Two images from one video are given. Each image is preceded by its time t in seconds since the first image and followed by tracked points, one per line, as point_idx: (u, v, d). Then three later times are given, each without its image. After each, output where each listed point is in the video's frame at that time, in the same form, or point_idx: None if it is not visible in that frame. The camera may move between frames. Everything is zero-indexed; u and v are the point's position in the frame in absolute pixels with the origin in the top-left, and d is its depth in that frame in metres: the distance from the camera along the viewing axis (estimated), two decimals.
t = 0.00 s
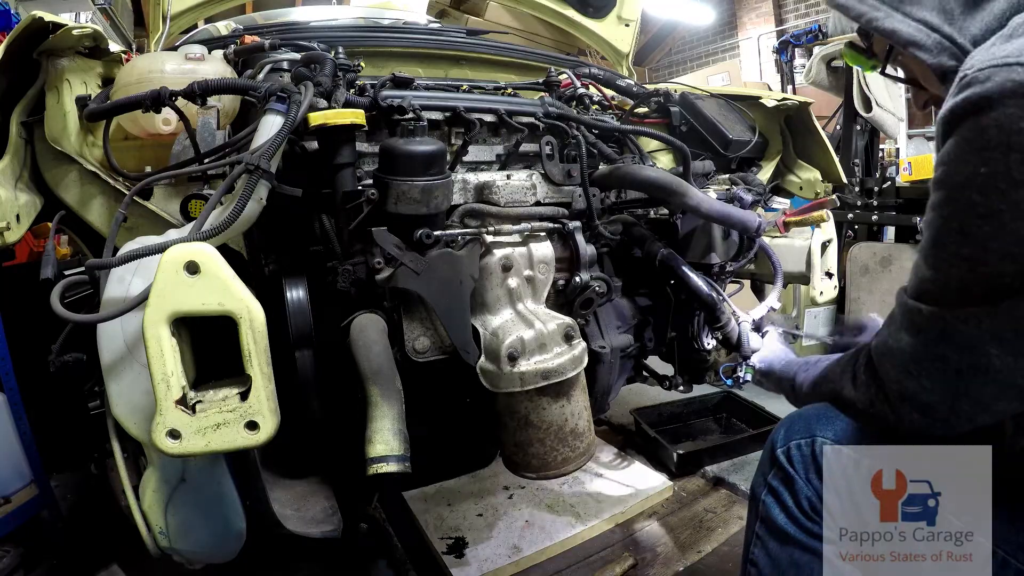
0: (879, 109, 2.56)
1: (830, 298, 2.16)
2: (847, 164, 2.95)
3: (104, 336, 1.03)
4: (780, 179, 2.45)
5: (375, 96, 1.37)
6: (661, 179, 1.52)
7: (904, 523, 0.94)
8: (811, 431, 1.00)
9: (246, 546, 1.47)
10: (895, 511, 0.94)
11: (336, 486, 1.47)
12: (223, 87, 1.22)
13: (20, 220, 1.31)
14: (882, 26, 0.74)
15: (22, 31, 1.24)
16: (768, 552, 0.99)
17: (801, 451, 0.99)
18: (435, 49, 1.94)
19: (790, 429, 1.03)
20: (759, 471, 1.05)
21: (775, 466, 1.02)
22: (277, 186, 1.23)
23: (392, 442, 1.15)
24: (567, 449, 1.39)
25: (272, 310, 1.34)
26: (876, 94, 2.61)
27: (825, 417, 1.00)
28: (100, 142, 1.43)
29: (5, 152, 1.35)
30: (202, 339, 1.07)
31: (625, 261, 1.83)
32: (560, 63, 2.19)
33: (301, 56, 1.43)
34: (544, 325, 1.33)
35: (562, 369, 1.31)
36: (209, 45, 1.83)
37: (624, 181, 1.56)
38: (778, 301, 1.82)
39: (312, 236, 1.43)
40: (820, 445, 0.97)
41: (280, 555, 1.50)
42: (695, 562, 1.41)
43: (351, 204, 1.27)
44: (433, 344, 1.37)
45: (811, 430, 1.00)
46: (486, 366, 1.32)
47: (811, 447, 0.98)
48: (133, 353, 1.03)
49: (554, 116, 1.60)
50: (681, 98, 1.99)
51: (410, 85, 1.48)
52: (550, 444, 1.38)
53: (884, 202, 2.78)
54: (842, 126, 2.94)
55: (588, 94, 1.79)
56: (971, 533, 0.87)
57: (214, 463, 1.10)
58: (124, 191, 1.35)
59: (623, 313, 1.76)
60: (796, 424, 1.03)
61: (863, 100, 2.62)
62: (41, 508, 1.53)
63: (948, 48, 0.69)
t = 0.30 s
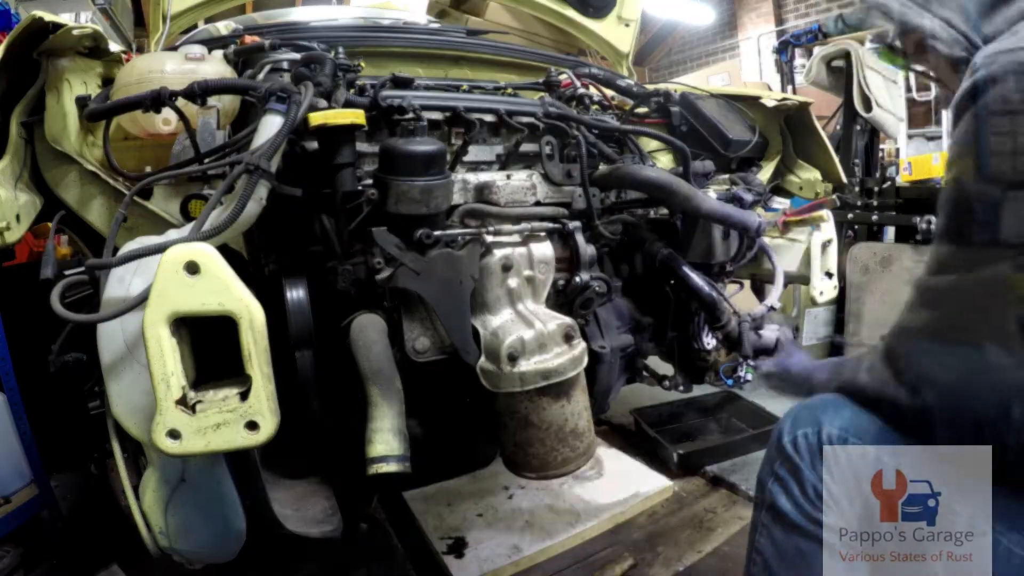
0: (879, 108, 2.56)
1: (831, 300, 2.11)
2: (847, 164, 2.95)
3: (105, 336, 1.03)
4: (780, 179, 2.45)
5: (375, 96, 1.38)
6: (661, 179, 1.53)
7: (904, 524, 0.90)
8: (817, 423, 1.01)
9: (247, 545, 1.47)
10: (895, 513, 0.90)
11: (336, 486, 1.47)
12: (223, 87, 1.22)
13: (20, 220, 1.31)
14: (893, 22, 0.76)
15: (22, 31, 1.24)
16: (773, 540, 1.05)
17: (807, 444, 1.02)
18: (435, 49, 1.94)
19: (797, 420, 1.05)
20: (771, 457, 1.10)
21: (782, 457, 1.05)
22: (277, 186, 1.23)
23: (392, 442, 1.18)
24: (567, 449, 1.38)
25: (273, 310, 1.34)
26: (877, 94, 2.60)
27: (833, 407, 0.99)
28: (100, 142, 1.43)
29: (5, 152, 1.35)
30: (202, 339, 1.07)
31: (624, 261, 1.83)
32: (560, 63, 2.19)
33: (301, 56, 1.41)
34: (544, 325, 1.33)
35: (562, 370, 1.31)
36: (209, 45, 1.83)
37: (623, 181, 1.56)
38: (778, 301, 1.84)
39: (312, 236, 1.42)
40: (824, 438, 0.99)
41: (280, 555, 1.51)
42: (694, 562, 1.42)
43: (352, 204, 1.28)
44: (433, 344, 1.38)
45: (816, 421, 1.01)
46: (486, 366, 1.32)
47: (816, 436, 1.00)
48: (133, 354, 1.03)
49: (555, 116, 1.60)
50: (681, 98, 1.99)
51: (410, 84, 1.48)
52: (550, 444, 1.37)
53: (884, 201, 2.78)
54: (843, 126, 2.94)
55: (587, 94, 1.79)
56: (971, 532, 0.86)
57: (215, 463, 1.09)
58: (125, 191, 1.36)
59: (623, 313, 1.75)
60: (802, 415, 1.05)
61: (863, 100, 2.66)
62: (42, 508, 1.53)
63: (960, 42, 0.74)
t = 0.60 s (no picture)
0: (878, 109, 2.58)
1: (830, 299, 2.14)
2: (846, 164, 2.95)
3: (104, 336, 1.02)
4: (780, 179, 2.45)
5: (375, 96, 1.38)
6: (661, 179, 1.54)
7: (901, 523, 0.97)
8: (804, 429, 1.56)
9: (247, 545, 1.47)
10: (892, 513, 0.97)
11: (336, 487, 1.46)
12: (223, 88, 1.22)
13: (20, 220, 1.31)
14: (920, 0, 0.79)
15: (22, 31, 1.24)
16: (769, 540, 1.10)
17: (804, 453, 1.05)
18: (435, 50, 1.94)
19: (771, 439, 1.56)
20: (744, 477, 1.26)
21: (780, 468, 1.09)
22: (278, 186, 1.24)
23: (392, 442, 1.19)
24: (567, 449, 1.38)
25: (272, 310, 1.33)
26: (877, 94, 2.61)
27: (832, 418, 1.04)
28: (100, 143, 1.43)
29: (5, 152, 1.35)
30: (201, 339, 1.07)
31: (625, 261, 1.83)
32: (560, 64, 2.20)
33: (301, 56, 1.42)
34: (544, 325, 1.33)
35: (562, 370, 1.31)
36: (209, 46, 1.83)
37: (624, 181, 1.56)
38: (779, 300, 1.82)
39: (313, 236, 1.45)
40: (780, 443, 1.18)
41: (280, 555, 1.50)
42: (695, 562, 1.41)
43: (351, 205, 1.29)
44: (433, 344, 1.38)
45: (803, 437, 1.51)
46: (486, 366, 1.32)
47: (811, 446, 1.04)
48: (133, 354, 1.03)
49: (555, 116, 1.58)
50: (681, 98, 2.00)
51: (410, 85, 1.48)
52: (550, 444, 1.37)
53: (884, 201, 2.78)
54: (842, 126, 2.94)
55: (588, 94, 1.79)
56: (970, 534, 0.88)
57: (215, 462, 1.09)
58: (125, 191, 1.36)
59: (623, 313, 1.75)
60: (786, 427, 1.60)
61: (863, 100, 2.67)
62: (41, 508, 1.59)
63: None
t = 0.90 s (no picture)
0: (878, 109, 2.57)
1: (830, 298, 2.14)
2: (846, 164, 2.95)
3: (105, 336, 1.02)
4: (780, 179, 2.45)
5: (375, 96, 1.39)
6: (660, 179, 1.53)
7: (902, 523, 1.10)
8: (805, 418, 1.31)
9: (247, 545, 1.47)
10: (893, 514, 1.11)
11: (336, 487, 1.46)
12: (223, 88, 1.22)
13: (20, 220, 1.31)
14: None
15: (22, 31, 1.24)
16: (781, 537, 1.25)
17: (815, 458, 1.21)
18: (435, 50, 1.94)
19: (778, 430, 1.34)
20: (765, 481, 1.35)
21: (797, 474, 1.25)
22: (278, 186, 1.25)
23: (392, 442, 1.19)
24: (567, 449, 1.38)
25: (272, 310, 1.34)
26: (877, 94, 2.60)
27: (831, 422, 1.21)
28: (100, 143, 1.43)
29: (5, 153, 1.35)
30: (202, 339, 1.07)
31: (626, 261, 1.81)
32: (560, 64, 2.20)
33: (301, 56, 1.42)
34: (544, 325, 1.33)
35: (562, 370, 1.31)
36: (209, 46, 1.83)
37: (624, 181, 1.56)
38: (780, 299, 1.83)
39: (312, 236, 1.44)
40: (809, 450, 1.23)
41: (280, 555, 1.50)
42: (695, 562, 1.41)
43: (351, 205, 1.30)
44: (433, 344, 1.38)
45: (804, 426, 1.27)
46: (486, 366, 1.32)
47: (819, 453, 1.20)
48: (133, 354, 1.03)
49: (555, 116, 1.59)
50: (681, 98, 1.99)
51: (410, 85, 1.48)
52: (550, 445, 1.37)
53: (883, 201, 2.79)
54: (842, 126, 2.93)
55: (588, 94, 1.80)
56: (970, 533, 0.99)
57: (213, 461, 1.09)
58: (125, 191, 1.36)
59: (623, 313, 1.75)
60: (788, 421, 1.36)
61: (863, 100, 2.67)
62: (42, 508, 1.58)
63: None
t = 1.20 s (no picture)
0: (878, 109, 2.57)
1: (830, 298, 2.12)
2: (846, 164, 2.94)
3: (105, 336, 1.02)
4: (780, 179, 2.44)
5: (375, 96, 1.36)
6: (660, 180, 1.51)
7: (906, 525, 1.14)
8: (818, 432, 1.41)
9: (247, 545, 1.47)
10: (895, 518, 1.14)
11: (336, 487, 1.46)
12: (223, 88, 1.22)
13: (20, 220, 1.31)
14: None
15: (23, 31, 1.24)
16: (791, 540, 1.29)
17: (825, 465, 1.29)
18: (435, 50, 1.94)
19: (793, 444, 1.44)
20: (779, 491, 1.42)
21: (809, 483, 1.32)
22: (277, 186, 1.24)
23: (392, 442, 1.18)
24: (567, 449, 1.37)
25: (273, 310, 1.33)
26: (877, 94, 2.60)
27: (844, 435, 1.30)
28: (100, 143, 1.43)
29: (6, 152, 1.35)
30: (202, 339, 1.06)
31: (626, 261, 1.83)
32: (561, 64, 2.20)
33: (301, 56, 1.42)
34: (544, 325, 1.33)
35: (561, 370, 1.31)
36: (209, 46, 1.83)
37: (625, 182, 1.52)
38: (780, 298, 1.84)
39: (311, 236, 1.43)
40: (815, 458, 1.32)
41: (282, 555, 1.50)
42: (695, 562, 1.40)
43: (352, 204, 1.28)
44: (433, 344, 1.38)
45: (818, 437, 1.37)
46: (487, 366, 1.32)
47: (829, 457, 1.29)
48: (133, 354, 1.03)
49: (555, 116, 1.58)
50: (683, 98, 2.02)
51: (410, 85, 1.48)
52: (550, 444, 1.36)
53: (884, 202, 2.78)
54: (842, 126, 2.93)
55: (588, 94, 1.80)
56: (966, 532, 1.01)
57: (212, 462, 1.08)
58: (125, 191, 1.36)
59: (624, 312, 1.74)
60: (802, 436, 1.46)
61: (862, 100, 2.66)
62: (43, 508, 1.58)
63: None
